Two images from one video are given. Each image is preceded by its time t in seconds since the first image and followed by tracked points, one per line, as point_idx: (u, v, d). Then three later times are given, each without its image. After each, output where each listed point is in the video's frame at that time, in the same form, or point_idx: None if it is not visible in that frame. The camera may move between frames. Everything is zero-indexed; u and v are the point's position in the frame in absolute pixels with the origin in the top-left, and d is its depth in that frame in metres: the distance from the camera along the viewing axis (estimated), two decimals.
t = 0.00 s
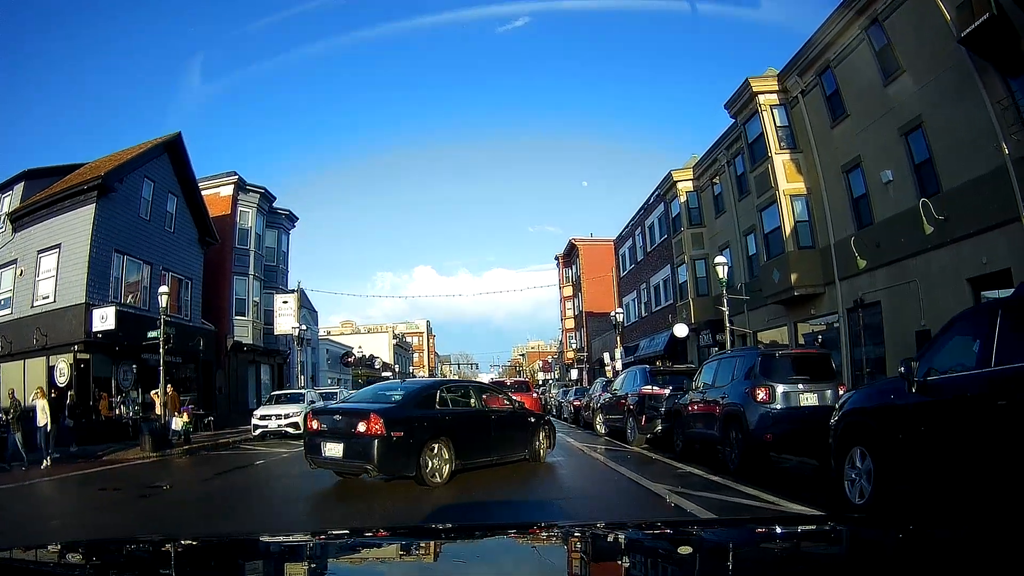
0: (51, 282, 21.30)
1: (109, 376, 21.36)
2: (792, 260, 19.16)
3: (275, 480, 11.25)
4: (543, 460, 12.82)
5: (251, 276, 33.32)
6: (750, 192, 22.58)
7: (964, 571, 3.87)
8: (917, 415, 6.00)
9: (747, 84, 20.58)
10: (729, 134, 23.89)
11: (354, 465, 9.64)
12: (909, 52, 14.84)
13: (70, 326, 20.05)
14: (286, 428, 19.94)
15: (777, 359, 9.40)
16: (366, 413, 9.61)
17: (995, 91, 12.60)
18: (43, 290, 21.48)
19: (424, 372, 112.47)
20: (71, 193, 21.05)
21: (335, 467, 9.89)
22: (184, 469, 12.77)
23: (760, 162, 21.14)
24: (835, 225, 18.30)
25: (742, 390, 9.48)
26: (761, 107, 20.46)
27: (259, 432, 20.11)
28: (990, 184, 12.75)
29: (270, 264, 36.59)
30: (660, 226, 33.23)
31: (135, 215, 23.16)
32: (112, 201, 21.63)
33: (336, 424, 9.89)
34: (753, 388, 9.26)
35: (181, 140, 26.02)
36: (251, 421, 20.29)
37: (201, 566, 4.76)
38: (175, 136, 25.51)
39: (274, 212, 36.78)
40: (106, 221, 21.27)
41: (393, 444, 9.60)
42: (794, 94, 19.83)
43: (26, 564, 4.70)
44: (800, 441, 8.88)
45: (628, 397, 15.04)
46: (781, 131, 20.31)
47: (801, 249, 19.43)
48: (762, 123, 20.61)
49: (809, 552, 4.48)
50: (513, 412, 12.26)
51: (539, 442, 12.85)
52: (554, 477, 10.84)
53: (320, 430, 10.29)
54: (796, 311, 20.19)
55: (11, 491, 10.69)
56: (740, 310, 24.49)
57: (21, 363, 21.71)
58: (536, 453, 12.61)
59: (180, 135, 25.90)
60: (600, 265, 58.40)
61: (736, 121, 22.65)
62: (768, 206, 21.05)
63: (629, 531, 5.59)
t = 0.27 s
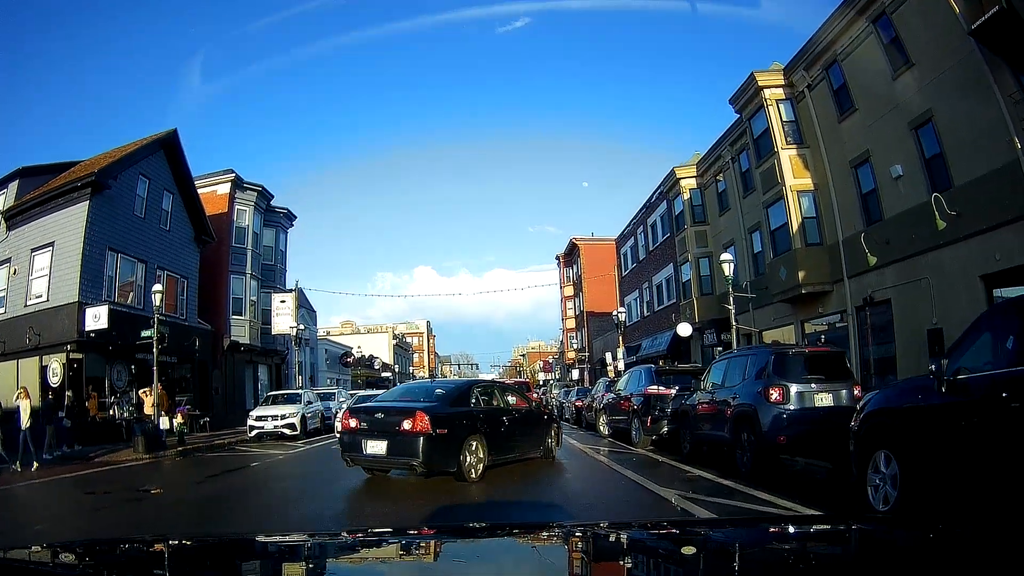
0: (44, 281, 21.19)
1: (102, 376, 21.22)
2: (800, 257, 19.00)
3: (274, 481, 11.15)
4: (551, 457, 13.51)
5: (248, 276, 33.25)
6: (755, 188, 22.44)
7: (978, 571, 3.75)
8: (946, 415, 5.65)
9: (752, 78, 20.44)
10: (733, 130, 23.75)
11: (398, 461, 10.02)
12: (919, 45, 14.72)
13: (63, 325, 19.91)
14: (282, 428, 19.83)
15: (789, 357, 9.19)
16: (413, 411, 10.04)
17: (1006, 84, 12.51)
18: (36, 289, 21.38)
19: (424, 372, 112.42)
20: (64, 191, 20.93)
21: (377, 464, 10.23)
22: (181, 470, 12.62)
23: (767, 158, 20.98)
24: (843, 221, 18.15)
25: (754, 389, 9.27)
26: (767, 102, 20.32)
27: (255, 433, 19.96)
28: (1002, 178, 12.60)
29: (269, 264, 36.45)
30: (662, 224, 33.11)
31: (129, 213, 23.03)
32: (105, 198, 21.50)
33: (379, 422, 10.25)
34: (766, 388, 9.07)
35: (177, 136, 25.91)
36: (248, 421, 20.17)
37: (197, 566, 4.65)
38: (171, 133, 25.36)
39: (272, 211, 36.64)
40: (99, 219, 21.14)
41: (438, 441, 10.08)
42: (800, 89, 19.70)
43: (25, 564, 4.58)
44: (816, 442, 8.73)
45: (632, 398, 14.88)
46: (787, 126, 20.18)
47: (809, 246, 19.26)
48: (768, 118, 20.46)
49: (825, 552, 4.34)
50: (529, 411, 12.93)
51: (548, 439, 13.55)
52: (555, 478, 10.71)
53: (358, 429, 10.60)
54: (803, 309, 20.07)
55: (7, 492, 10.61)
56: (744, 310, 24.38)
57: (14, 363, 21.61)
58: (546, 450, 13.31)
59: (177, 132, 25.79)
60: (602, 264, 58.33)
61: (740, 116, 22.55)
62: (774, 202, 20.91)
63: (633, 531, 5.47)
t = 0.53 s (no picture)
0: (39, 279, 21.12)
1: (97, 375, 21.12)
2: (805, 255, 18.88)
3: (273, 481, 11.06)
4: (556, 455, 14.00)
5: (245, 274, 33.20)
6: (760, 185, 22.34)
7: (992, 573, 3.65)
8: (974, 417, 5.46)
9: (758, 72, 20.32)
10: (738, 126, 23.63)
11: (436, 459, 10.21)
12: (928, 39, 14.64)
13: (56, 324, 19.80)
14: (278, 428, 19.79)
15: (802, 356, 9.05)
16: (450, 410, 10.21)
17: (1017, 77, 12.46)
18: (31, 286, 21.32)
19: (424, 372, 112.54)
20: (59, 187, 20.83)
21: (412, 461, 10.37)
22: (179, 470, 12.50)
23: (772, 154, 20.86)
24: (850, 217, 18.02)
25: (767, 389, 9.13)
26: (772, 97, 20.19)
27: (251, 433, 19.89)
28: (1012, 173, 12.49)
29: (267, 262, 36.39)
30: (665, 222, 33.03)
31: (125, 209, 22.93)
32: (101, 195, 21.38)
33: (414, 420, 10.37)
34: (779, 387, 8.91)
35: (174, 132, 25.84)
36: (245, 421, 20.05)
37: (194, 566, 4.54)
38: (166, 128, 25.23)
39: (271, 208, 36.53)
40: (94, 215, 21.01)
41: (474, 438, 10.31)
42: (806, 83, 19.58)
43: (23, 565, 4.48)
44: (828, 443, 8.58)
45: (637, 398, 14.74)
46: (793, 121, 20.06)
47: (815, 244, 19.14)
48: (773, 113, 20.34)
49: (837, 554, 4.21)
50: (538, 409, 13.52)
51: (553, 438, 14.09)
52: (557, 479, 10.63)
53: (390, 426, 10.68)
54: (809, 308, 19.98)
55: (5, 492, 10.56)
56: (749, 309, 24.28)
57: (9, 363, 21.55)
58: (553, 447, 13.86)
59: (173, 127, 25.72)
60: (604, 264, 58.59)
61: (745, 111, 22.44)
62: (780, 198, 20.77)
63: (637, 531, 5.37)
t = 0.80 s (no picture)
0: (34, 278, 21.05)
1: (92, 376, 21.03)
2: (811, 252, 18.78)
3: (272, 482, 10.98)
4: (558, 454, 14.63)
5: (243, 273, 33.13)
6: (764, 181, 22.23)
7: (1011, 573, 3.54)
8: (996, 417, 5.35)
9: (761, 67, 20.22)
10: (741, 122, 23.53)
11: (465, 455, 10.76)
12: (933, 33, 14.56)
13: (51, 323, 19.74)
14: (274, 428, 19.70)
15: (812, 355, 8.90)
16: (480, 408, 10.81)
17: None
18: (26, 285, 21.26)
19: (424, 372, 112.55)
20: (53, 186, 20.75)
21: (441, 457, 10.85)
22: (177, 471, 12.41)
23: (776, 150, 20.75)
24: (856, 214, 17.92)
25: (777, 388, 9.01)
26: (776, 93, 20.09)
27: (247, 434, 19.79)
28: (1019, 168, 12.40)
29: (264, 260, 36.30)
30: (666, 221, 32.98)
31: (121, 207, 22.86)
32: (96, 193, 21.29)
33: (444, 418, 10.89)
34: (788, 387, 8.80)
35: (171, 130, 25.77)
36: (241, 422, 19.94)
37: (190, 567, 4.47)
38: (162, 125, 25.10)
39: (269, 207, 36.44)
40: (90, 213, 20.93)
41: (500, 435, 10.94)
42: (810, 79, 19.49)
43: (22, 564, 4.40)
44: (841, 444, 8.49)
45: (640, 397, 14.64)
46: (797, 117, 19.95)
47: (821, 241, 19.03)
48: (777, 108, 20.24)
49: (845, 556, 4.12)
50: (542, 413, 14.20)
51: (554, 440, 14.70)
52: (559, 479, 10.55)
53: (418, 425, 11.15)
54: (814, 306, 19.89)
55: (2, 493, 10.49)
56: (752, 308, 24.19)
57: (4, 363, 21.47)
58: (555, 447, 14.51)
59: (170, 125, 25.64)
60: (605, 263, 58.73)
61: (748, 107, 22.34)
62: (785, 195, 20.65)
63: (640, 531, 5.28)
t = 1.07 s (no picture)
0: (29, 277, 20.99)
1: (88, 375, 20.96)
2: (816, 250, 18.67)
3: (272, 482, 10.92)
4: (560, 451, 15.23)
5: (241, 272, 33.09)
6: (768, 179, 22.14)
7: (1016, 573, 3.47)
8: (1010, 417, 5.26)
9: (764, 63, 20.15)
10: (744, 119, 23.44)
11: (485, 451, 11.50)
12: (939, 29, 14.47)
13: (46, 323, 19.68)
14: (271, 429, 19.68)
15: (823, 353, 8.81)
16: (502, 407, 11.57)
17: None
18: (22, 284, 21.19)
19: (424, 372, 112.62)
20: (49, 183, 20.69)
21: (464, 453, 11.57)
22: (177, 472, 12.35)
23: (780, 146, 20.66)
24: (861, 211, 17.83)
25: (787, 387, 8.94)
26: (780, 88, 20.00)
27: (245, 434, 19.76)
28: None
29: (263, 259, 36.25)
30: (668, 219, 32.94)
31: (118, 206, 22.80)
32: (92, 191, 21.20)
33: (465, 417, 11.59)
34: (799, 387, 8.72)
35: (168, 128, 25.69)
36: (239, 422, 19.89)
37: (186, 566, 4.40)
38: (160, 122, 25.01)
39: (267, 206, 36.40)
40: (85, 211, 20.84)
41: (518, 433, 11.71)
42: (814, 74, 19.40)
43: (18, 565, 4.32)
44: (851, 445, 8.39)
45: (643, 397, 14.59)
46: (801, 113, 19.86)
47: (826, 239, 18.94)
48: (781, 104, 20.14)
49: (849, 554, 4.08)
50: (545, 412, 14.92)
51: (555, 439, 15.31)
52: (561, 479, 10.50)
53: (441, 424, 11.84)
54: (819, 304, 19.80)
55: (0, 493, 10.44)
56: (756, 307, 24.11)
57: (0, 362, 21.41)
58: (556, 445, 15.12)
59: (167, 123, 25.56)
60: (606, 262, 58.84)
61: (752, 104, 22.26)
62: (789, 192, 20.56)
63: (642, 531, 5.22)
